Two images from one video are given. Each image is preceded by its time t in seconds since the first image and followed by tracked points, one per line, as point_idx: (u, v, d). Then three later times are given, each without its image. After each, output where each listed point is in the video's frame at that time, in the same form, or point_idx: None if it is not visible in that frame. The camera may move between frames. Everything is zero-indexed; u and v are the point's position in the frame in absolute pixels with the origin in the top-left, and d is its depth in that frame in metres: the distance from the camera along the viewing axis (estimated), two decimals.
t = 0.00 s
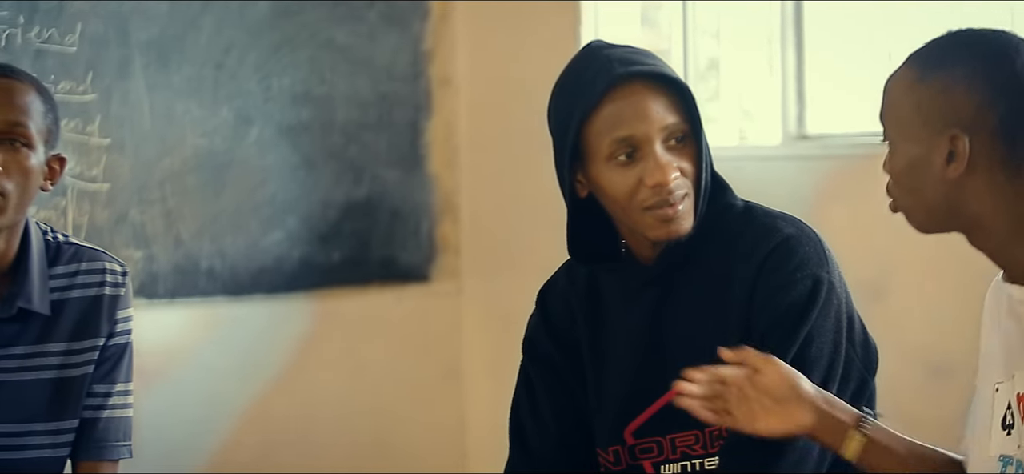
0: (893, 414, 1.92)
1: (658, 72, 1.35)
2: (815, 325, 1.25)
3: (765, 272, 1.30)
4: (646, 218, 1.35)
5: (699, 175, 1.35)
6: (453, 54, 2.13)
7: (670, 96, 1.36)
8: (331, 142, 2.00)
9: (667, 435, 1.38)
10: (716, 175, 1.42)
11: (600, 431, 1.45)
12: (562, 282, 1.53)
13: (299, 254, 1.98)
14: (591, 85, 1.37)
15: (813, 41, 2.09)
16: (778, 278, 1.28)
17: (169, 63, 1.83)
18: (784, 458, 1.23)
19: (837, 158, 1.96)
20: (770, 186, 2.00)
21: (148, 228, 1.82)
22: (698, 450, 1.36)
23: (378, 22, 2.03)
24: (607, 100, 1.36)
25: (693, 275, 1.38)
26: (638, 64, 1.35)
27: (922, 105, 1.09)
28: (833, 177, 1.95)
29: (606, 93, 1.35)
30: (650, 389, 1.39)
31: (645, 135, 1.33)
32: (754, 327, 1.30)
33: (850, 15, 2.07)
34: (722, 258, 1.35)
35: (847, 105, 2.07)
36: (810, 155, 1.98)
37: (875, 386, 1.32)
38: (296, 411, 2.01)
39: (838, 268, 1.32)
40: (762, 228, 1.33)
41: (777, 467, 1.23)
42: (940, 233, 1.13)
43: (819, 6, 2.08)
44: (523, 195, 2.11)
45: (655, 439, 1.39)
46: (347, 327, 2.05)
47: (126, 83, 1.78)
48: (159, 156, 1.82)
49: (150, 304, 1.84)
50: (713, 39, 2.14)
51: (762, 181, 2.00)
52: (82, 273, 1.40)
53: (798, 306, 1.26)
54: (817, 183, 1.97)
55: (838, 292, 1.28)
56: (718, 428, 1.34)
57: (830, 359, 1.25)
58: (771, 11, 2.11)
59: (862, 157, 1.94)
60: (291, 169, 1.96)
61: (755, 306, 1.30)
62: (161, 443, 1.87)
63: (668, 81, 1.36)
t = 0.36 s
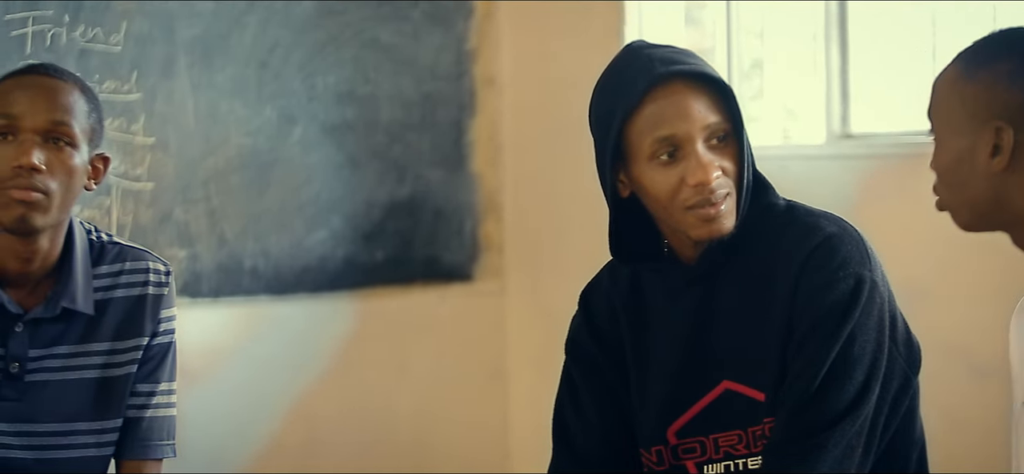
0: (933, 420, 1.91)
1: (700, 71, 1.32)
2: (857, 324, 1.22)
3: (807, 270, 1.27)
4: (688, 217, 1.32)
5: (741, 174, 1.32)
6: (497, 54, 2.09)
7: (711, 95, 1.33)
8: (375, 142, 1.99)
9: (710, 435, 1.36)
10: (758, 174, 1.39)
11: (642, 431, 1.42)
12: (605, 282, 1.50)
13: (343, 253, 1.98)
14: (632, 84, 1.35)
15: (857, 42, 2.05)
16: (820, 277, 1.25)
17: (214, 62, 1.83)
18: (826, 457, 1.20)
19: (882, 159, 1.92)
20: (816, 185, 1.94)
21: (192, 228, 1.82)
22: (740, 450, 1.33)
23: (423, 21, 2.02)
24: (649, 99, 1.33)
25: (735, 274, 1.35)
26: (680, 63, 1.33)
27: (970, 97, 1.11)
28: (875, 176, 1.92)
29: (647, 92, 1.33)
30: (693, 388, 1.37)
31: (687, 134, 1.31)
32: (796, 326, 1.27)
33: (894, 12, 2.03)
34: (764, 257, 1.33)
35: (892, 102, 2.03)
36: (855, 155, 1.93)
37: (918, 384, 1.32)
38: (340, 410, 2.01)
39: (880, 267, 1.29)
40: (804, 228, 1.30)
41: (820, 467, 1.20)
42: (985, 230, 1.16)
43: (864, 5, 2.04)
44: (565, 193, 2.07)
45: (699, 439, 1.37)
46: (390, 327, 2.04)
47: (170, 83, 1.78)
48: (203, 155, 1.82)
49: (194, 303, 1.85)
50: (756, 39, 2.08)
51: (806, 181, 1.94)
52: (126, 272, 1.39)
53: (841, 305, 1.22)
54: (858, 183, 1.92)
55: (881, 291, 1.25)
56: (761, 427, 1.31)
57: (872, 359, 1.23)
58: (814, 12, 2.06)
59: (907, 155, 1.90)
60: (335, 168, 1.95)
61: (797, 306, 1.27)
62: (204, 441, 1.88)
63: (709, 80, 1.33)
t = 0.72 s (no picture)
0: (965, 424, 1.81)
1: (730, 72, 1.30)
2: (888, 326, 1.20)
3: (837, 272, 1.25)
4: (717, 219, 1.31)
5: (770, 176, 1.30)
6: (527, 54, 2.08)
7: (742, 98, 1.32)
8: (404, 143, 1.98)
9: (738, 436, 1.34)
10: (788, 176, 1.36)
11: (670, 432, 1.40)
12: (634, 282, 1.47)
13: (372, 254, 1.97)
14: (661, 86, 1.33)
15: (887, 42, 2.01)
16: (850, 279, 1.23)
17: (243, 64, 1.84)
18: (854, 459, 1.18)
19: (912, 160, 1.88)
20: (843, 187, 1.89)
21: (221, 230, 1.83)
22: (769, 452, 1.31)
23: (452, 23, 2.01)
24: (678, 101, 1.31)
25: (764, 275, 1.33)
26: (710, 64, 1.31)
27: (1013, 93, 1.08)
28: (903, 178, 1.88)
29: (677, 94, 1.31)
30: (721, 389, 1.35)
31: (717, 136, 1.29)
32: (826, 327, 1.25)
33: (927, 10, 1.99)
34: (793, 258, 1.30)
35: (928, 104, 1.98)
36: (884, 157, 1.90)
37: (947, 386, 1.28)
38: (369, 411, 2.00)
39: (910, 269, 1.27)
40: (833, 230, 1.28)
41: (847, 468, 1.18)
42: None
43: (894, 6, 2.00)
44: (594, 194, 2.00)
45: (727, 440, 1.35)
46: (420, 328, 2.04)
47: (200, 85, 1.79)
48: (232, 157, 1.83)
49: (222, 304, 1.85)
50: (786, 38, 2.05)
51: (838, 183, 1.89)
52: (154, 274, 1.38)
53: (871, 307, 1.20)
54: (892, 185, 1.88)
55: (910, 292, 1.23)
56: (789, 429, 1.29)
57: (902, 360, 1.21)
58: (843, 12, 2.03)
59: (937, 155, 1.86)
60: (364, 169, 1.95)
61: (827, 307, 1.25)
62: (232, 442, 1.88)
63: (740, 82, 1.31)
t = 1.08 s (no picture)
0: (980, 425, 1.62)
1: (742, 73, 1.29)
2: (906, 327, 1.19)
3: (855, 272, 1.24)
4: (729, 221, 1.30)
5: (783, 179, 1.28)
6: (543, 54, 2.08)
7: (754, 98, 1.30)
8: (419, 143, 1.98)
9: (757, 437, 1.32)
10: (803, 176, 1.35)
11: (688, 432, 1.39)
12: (652, 283, 1.46)
13: (388, 255, 1.97)
14: (674, 86, 1.32)
15: (903, 41, 1.93)
16: (869, 279, 1.22)
17: (259, 65, 1.84)
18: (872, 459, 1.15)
19: (927, 161, 1.79)
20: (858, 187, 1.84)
21: (237, 230, 1.83)
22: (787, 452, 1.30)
23: (468, 23, 2.01)
24: (691, 101, 1.30)
25: (782, 275, 1.31)
26: (722, 65, 1.29)
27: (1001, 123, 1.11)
28: (918, 180, 1.79)
29: (688, 94, 1.30)
30: (738, 389, 1.33)
31: (728, 137, 1.28)
32: (843, 327, 1.23)
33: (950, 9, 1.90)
34: (810, 259, 1.29)
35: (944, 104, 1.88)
36: (900, 157, 1.83)
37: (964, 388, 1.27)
38: (385, 412, 2.00)
39: (928, 269, 1.26)
40: (851, 230, 1.27)
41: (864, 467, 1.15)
42: None
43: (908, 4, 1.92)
44: (610, 196, 2.02)
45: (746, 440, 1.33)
46: (436, 329, 2.03)
47: (216, 84, 1.80)
48: (248, 156, 1.83)
49: (238, 304, 1.85)
50: (802, 39, 2.00)
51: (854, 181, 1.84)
52: (170, 275, 1.38)
53: (889, 307, 1.19)
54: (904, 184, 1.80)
55: (928, 293, 1.22)
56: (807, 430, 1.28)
57: (920, 360, 1.19)
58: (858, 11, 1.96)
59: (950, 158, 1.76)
60: (380, 169, 1.95)
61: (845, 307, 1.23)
62: (247, 442, 1.87)
63: (752, 82, 1.29)
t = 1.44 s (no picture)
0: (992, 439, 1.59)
1: (757, 71, 1.28)
2: (919, 328, 1.18)
3: (869, 272, 1.23)
4: (742, 219, 1.29)
5: (797, 178, 1.27)
6: (553, 53, 2.06)
7: (770, 97, 1.29)
8: (430, 143, 1.97)
9: (767, 437, 1.31)
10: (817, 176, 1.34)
11: (698, 432, 1.38)
12: (664, 281, 1.45)
13: (398, 254, 1.96)
14: (689, 84, 1.31)
15: (913, 42, 1.93)
16: (881, 281, 1.21)
17: (269, 65, 1.83)
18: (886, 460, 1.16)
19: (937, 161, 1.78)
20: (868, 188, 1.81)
21: (248, 229, 1.83)
22: (798, 452, 1.28)
23: (478, 23, 2.00)
24: (706, 99, 1.30)
25: (794, 274, 1.30)
26: (738, 63, 1.29)
27: (983, 136, 1.07)
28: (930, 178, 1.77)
29: (703, 92, 1.29)
30: (751, 388, 1.33)
31: (743, 135, 1.27)
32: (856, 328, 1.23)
33: (957, 9, 1.90)
34: (822, 258, 1.28)
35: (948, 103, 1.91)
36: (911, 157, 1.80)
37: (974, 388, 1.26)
38: (394, 412, 1.99)
39: (941, 271, 1.25)
40: (863, 230, 1.26)
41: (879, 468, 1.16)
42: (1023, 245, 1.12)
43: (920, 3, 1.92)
44: (623, 195, 2.01)
45: (756, 440, 1.32)
46: (446, 329, 2.02)
47: (227, 84, 1.80)
48: (259, 157, 1.83)
49: (249, 304, 1.86)
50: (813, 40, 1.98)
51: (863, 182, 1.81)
52: (180, 275, 1.38)
53: (902, 309, 1.19)
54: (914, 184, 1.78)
55: (941, 295, 1.21)
56: (819, 430, 1.26)
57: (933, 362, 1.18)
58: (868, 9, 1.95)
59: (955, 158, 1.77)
60: (390, 169, 1.94)
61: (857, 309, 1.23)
62: (258, 443, 1.88)
63: (768, 81, 1.29)
